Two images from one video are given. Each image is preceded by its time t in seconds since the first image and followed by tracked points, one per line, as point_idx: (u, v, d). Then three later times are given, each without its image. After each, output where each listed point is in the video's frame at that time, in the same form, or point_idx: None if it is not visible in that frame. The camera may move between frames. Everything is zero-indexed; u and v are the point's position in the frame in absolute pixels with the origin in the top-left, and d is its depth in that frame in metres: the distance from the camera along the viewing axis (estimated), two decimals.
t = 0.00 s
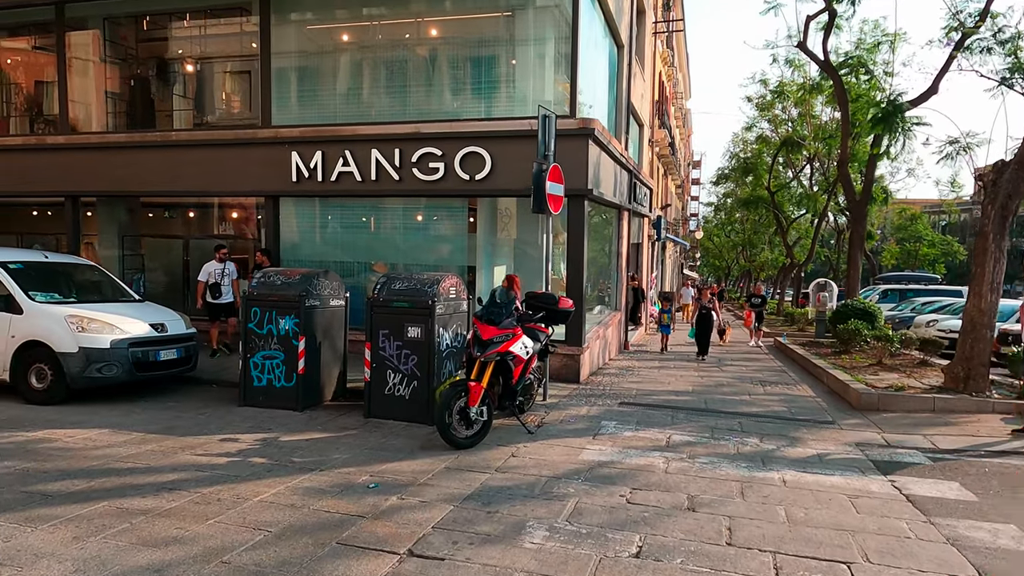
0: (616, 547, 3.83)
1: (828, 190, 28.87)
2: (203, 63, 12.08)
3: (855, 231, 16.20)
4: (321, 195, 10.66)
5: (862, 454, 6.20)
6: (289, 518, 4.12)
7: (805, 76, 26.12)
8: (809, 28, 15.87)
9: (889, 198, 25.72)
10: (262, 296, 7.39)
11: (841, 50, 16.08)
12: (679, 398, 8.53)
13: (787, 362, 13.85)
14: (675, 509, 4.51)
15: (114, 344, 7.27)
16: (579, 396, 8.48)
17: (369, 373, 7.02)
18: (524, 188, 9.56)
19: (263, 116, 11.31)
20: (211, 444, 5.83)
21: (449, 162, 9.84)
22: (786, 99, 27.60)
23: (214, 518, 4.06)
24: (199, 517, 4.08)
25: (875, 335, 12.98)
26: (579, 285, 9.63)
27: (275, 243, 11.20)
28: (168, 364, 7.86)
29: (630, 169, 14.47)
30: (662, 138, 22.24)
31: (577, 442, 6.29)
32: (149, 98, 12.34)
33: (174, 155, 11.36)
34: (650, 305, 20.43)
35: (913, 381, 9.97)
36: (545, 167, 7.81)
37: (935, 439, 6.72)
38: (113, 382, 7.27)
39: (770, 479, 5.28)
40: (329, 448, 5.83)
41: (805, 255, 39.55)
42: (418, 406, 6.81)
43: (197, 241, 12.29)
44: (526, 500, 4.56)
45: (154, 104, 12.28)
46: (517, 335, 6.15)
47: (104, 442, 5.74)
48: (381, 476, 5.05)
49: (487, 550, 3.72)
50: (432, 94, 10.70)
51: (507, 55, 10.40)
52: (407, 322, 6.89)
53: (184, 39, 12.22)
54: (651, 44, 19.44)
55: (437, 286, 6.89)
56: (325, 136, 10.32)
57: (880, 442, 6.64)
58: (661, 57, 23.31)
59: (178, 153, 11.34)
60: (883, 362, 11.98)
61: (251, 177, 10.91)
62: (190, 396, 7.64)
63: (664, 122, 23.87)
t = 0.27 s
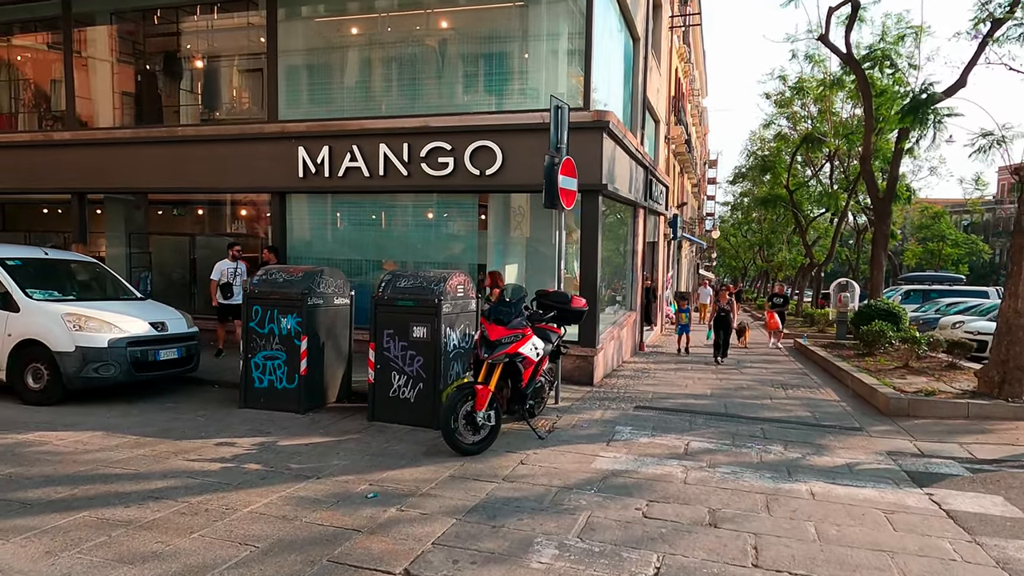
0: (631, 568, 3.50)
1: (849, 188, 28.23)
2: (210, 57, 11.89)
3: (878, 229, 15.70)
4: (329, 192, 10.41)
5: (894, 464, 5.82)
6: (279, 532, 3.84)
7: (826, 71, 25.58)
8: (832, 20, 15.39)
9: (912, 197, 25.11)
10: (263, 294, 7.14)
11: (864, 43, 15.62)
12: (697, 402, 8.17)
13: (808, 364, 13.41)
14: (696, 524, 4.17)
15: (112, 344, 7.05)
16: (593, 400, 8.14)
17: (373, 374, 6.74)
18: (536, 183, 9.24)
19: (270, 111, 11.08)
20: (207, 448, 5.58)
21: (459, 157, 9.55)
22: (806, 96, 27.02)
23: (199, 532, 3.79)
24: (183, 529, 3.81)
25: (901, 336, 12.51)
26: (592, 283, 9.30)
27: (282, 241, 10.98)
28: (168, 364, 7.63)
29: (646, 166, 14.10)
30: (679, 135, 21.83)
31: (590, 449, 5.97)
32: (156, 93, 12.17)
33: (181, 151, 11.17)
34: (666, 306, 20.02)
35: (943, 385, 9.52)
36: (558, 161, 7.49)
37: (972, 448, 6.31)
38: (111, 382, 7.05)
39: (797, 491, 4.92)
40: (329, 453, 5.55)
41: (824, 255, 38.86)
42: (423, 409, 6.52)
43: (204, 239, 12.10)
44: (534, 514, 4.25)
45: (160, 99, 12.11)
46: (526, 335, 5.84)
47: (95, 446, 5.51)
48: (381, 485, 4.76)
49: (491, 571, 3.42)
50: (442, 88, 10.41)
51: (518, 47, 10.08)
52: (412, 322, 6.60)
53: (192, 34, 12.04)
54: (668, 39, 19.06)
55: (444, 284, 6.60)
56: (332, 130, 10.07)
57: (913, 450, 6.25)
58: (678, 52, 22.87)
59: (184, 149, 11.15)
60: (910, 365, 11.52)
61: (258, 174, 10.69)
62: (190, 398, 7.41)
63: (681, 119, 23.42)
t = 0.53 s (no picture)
0: None
1: (862, 187, 27.77)
2: (211, 52, 11.68)
3: (894, 228, 15.31)
4: (331, 189, 10.16)
5: (921, 474, 5.50)
6: (264, 548, 3.58)
7: (839, 68, 25.17)
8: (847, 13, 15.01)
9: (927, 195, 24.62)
10: (259, 294, 6.89)
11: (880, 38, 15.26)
12: (709, 406, 7.86)
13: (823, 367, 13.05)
14: (713, 541, 3.88)
15: (104, 345, 6.82)
16: (601, 403, 7.85)
17: (373, 377, 6.48)
18: (543, 180, 8.95)
19: (271, 107, 10.84)
20: (197, 454, 5.33)
21: (464, 153, 9.28)
22: (818, 93, 26.58)
23: (178, 548, 3.53)
24: (163, 546, 3.55)
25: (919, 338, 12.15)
26: (601, 283, 9.00)
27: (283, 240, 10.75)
28: (163, 365, 7.40)
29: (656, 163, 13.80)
30: (689, 133, 21.49)
31: (599, 456, 5.68)
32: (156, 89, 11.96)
33: (181, 148, 10.96)
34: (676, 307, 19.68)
35: (966, 389, 9.18)
36: (565, 155, 7.21)
37: (1003, 458, 5.98)
38: (103, 384, 6.83)
39: (820, 504, 4.61)
40: (324, 460, 5.29)
41: (835, 255, 38.37)
42: (424, 414, 6.26)
43: (205, 237, 11.88)
44: (539, 529, 3.97)
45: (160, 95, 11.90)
46: (531, 336, 5.56)
47: (81, 452, 5.27)
48: (377, 495, 4.49)
49: None
50: (446, 82, 10.13)
51: (525, 40, 9.79)
52: (413, 323, 6.33)
53: (193, 29, 11.83)
54: (678, 36, 18.75)
55: (446, 284, 6.33)
56: (334, 126, 9.82)
57: (940, 459, 5.93)
58: (688, 48, 22.51)
59: (184, 146, 10.94)
60: (929, 368, 11.16)
61: (258, 171, 10.46)
62: (185, 401, 7.17)
63: (691, 116, 23.05)
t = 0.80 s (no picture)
0: None
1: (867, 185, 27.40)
2: (201, 44, 11.35)
3: (903, 225, 14.96)
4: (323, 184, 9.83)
5: (945, 483, 5.16)
6: (234, 569, 3.25)
7: (844, 64, 24.84)
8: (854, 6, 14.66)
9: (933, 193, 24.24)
10: (245, 292, 6.56)
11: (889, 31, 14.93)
12: (717, 409, 7.52)
13: (831, 367, 12.72)
14: (726, 561, 3.54)
15: (81, 345, 6.50)
16: (603, 406, 7.52)
17: (363, 380, 6.14)
18: (543, 174, 8.62)
19: (262, 99, 10.51)
20: (173, 462, 5.01)
21: (461, 146, 8.95)
22: (822, 90, 26.23)
23: (138, 570, 3.20)
24: (122, 567, 3.22)
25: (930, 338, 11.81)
26: (603, 281, 8.66)
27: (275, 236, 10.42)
28: (144, 366, 7.07)
29: (659, 159, 13.47)
30: (691, 130, 21.15)
31: (601, 464, 5.35)
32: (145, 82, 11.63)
33: (169, 142, 10.64)
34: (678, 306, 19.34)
35: (982, 391, 8.84)
36: (566, 146, 6.87)
37: None
38: (80, 387, 6.50)
39: (840, 517, 4.27)
40: (308, 469, 4.96)
41: (839, 255, 38.00)
42: (417, 418, 5.93)
43: (195, 235, 11.56)
44: (537, 547, 3.64)
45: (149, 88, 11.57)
46: (529, 336, 5.22)
47: (50, 459, 4.94)
48: (363, 508, 4.16)
49: None
50: (442, 73, 9.80)
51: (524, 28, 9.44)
52: (405, 322, 6.00)
53: (183, 20, 11.51)
54: (681, 30, 18.44)
55: (440, 281, 5.99)
56: (326, 118, 9.49)
57: (962, 467, 5.59)
58: (691, 43, 22.17)
59: (173, 140, 10.61)
60: (941, 369, 10.82)
61: (249, 165, 10.13)
62: (167, 404, 6.84)
63: (694, 113, 22.70)
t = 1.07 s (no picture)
0: None
1: (864, 183, 27.19)
2: (184, 36, 11.03)
3: (902, 223, 14.72)
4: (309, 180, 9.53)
5: (957, 493, 4.89)
6: None
7: (841, 62, 24.63)
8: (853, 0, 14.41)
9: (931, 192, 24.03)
10: (221, 292, 6.27)
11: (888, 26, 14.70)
12: (715, 413, 7.25)
13: (830, 369, 12.47)
14: None
15: (49, 348, 6.19)
16: (597, 410, 7.25)
17: (345, 384, 5.85)
18: (535, 169, 8.33)
19: (247, 93, 10.20)
20: (138, 472, 4.71)
21: (450, 141, 8.66)
22: (819, 88, 26.01)
23: None
24: None
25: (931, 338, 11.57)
26: (597, 280, 8.38)
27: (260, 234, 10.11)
28: (117, 370, 6.76)
29: (655, 156, 13.20)
30: (688, 128, 20.90)
31: (594, 472, 5.07)
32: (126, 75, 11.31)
33: (151, 137, 10.32)
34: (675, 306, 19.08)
35: (987, 393, 8.59)
36: (557, 140, 6.59)
37: None
38: (47, 391, 6.19)
39: (849, 531, 4.00)
40: (282, 480, 4.67)
41: (836, 254, 37.82)
42: (401, 424, 5.64)
43: (178, 233, 11.23)
44: (522, 568, 3.35)
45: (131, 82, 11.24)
46: (518, 338, 4.93)
47: (6, 470, 4.64)
48: (336, 524, 3.87)
49: None
50: (431, 65, 9.49)
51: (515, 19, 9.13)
52: (389, 323, 5.70)
53: (165, 12, 11.19)
54: (677, 26, 18.19)
55: (425, 280, 5.70)
56: (311, 112, 9.18)
57: (973, 475, 5.33)
58: (687, 40, 21.92)
59: (154, 135, 10.30)
60: (944, 370, 10.57)
61: (232, 160, 9.82)
62: (141, 409, 6.54)
63: (690, 110, 22.45)
